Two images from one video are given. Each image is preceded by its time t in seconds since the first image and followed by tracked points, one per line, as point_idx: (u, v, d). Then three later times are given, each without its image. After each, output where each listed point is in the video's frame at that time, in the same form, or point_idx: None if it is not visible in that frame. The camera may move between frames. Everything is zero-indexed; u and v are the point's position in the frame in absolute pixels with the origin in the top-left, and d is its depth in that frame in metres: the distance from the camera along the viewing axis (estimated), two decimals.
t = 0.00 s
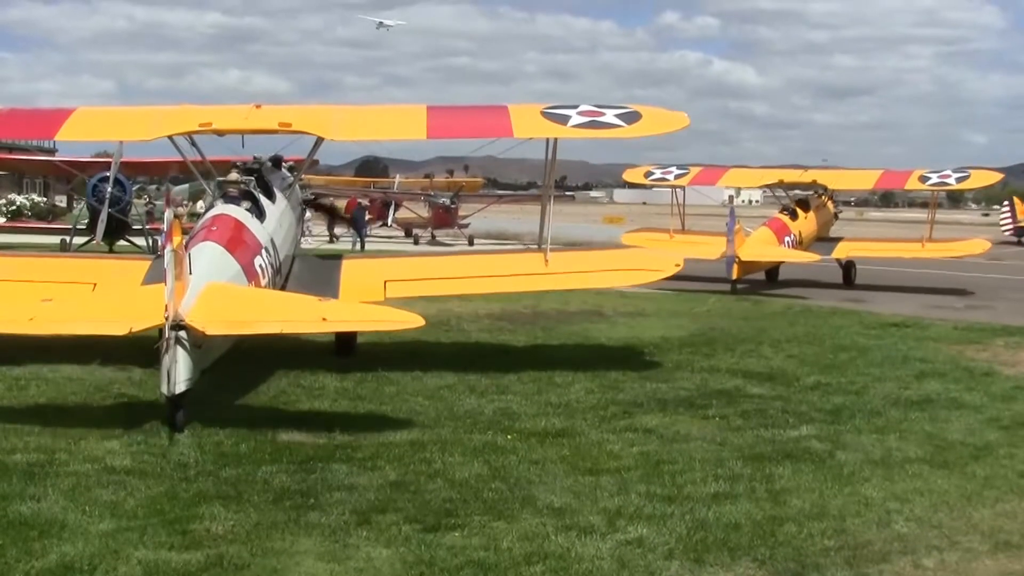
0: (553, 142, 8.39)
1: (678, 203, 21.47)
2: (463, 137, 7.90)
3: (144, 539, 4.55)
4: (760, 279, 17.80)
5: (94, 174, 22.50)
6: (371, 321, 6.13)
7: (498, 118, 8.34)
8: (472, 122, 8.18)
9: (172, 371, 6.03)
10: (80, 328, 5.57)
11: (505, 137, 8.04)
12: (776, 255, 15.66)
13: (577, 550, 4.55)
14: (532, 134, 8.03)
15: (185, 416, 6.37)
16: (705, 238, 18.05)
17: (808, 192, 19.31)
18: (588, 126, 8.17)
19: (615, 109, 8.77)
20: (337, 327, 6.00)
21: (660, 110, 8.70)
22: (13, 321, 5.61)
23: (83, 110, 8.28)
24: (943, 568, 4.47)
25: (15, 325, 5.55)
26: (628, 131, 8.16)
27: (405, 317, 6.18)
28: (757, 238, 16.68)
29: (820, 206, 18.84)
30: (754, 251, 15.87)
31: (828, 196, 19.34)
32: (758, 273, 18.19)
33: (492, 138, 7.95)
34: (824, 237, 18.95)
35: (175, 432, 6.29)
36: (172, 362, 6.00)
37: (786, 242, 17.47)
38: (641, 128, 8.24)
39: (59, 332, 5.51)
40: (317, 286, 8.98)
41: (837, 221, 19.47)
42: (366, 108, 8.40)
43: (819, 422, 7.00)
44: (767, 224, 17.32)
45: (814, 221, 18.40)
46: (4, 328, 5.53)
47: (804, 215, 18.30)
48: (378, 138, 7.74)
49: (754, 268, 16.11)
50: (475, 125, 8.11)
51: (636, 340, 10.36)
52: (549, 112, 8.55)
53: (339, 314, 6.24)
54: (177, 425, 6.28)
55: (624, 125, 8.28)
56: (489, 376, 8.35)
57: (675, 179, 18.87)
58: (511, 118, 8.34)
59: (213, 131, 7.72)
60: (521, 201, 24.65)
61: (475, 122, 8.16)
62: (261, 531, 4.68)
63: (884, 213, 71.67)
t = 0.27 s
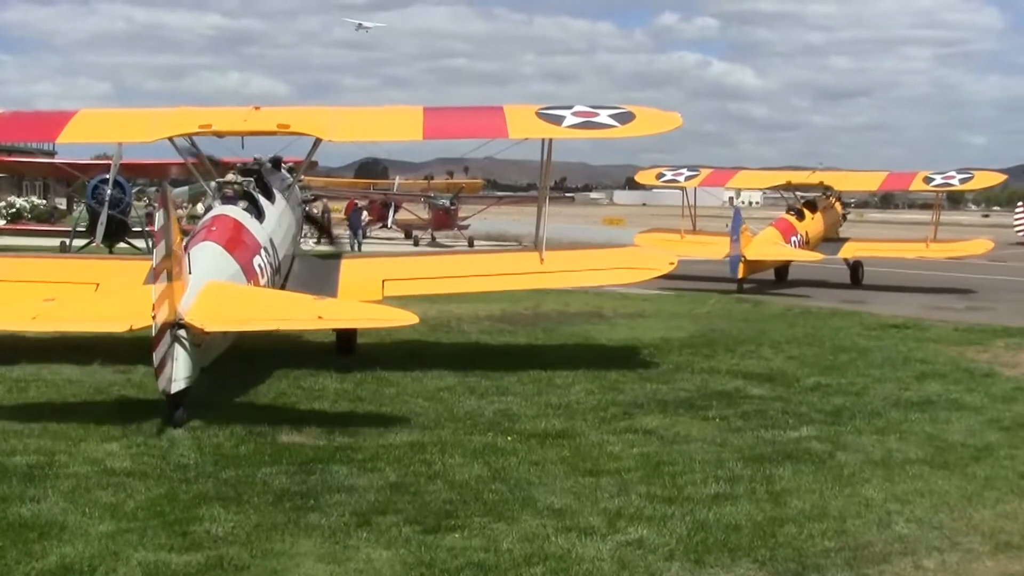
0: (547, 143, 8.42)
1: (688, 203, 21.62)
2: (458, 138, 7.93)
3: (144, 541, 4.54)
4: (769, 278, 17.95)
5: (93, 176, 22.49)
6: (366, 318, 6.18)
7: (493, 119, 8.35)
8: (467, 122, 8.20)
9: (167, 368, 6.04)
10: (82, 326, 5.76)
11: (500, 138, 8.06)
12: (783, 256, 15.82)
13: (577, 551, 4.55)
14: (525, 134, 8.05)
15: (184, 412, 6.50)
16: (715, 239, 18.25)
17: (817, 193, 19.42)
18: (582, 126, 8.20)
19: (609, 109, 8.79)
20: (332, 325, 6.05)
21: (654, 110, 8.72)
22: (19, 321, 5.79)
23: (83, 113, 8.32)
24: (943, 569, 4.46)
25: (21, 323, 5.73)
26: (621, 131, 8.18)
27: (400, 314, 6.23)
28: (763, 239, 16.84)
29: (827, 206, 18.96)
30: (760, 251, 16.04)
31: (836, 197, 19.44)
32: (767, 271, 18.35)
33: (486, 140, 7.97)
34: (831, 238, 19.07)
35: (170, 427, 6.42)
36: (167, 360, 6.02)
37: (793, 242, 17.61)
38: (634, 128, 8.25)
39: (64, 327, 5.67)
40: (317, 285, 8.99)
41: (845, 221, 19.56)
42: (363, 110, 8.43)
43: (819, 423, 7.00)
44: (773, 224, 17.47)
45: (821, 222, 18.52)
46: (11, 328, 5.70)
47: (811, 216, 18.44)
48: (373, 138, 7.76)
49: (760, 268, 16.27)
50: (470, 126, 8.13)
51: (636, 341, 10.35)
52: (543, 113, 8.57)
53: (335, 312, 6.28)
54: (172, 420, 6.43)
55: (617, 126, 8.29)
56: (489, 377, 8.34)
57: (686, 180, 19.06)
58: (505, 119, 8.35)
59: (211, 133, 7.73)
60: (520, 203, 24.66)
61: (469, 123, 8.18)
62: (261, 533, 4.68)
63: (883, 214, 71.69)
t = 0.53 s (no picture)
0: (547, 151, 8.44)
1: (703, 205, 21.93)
2: (459, 145, 7.98)
3: (144, 542, 4.54)
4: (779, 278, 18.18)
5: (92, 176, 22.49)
6: (367, 321, 6.19)
7: (493, 128, 8.37)
8: (467, 130, 8.21)
9: (167, 362, 6.10)
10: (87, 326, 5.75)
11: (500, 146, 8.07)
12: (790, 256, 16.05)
13: (577, 552, 4.55)
14: (525, 142, 8.07)
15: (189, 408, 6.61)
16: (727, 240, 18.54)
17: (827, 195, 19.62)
18: (582, 135, 8.22)
19: (608, 119, 8.81)
20: (333, 327, 6.06)
21: (654, 121, 8.74)
22: (27, 317, 5.83)
23: (92, 113, 8.38)
24: (944, 570, 4.46)
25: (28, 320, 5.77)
26: (620, 141, 8.20)
27: (400, 319, 6.24)
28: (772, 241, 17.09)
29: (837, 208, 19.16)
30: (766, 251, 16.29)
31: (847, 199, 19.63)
32: (776, 270, 18.60)
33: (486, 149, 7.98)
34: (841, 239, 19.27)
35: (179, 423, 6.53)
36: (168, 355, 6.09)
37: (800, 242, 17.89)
38: (633, 138, 8.27)
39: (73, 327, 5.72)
40: (318, 288, 8.99)
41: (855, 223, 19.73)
42: (365, 119, 8.45)
43: (819, 424, 6.99)
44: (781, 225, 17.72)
45: (830, 223, 18.75)
46: (19, 324, 5.75)
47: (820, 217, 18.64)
48: (375, 144, 7.89)
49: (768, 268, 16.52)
50: (470, 134, 8.15)
51: (636, 342, 10.34)
52: (544, 122, 8.60)
53: (336, 314, 6.29)
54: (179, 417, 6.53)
55: (617, 136, 8.32)
56: (489, 378, 8.34)
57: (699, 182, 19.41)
58: (505, 128, 8.37)
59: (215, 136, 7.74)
60: (519, 204, 24.67)
61: (469, 130, 8.22)
62: (261, 534, 4.67)
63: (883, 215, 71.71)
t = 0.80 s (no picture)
0: (547, 153, 8.44)
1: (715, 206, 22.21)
2: (459, 146, 8.00)
3: (144, 543, 4.54)
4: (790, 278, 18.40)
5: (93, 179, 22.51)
6: (365, 319, 6.19)
7: (493, 130, 8.38)
8: (466, 132, 8.23)
9: (167, 358, 6.13)
10: (91, 323, 5.77)
11: (499, 148, 8.08)
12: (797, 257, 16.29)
13: (577, 553, 4.54)
14: (525, 144, 8.08)
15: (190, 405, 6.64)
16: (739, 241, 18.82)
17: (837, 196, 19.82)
18: (581, 138, 8.23)
19: (608, 122, 8.82)
20: (332, 325, 6.06)
21: (652, 123, 8.76)
22: (30, 313, 5.88)
23: (98, 115, 8.48)
24: (944, 570, 4.46)
25: (31, 315, 5.82)
26: (619, 144, 8.22)
27: (398, 317, 6.24)
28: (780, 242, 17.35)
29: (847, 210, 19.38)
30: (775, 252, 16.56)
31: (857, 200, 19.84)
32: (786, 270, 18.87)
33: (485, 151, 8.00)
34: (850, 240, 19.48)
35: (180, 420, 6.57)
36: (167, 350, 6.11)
37: (809, 243, 18.14)
38: (632, 140, 8.28)
39: (74, 320, 5.77)
40: (318, 287, 8.99)
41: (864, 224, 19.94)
42: (369, 120, 8.48)
43: (819, 425, 6.99)
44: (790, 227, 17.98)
45: (840, 224, 18.98)
46: (23, 321, 5.77)
47: (829, 218, 18.89)
48: (376, 145, 7.93)
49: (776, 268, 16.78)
50: (470, 136, 8.16)
51: (636, 343, 10.34)
52: (543, 124, 8.61)
53: (335, 313, 6.29)
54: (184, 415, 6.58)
55: (616, 138, 8.33)
56: (489, 379, 8.33)
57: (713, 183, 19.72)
58: (504, 130, 8.38)
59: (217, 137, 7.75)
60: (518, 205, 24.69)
61: (470, 131, 8.23)
62: (260, 535, 4.67)
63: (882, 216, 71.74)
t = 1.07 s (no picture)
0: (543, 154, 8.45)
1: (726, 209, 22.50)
2: (456, 147, 8.01)
3: (143, 545, 4.53)
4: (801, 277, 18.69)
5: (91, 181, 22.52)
6: (360, 319, 6.19)
7: (490, 130, 8.38)
8: (463, 133, 8.23)
9: (167, 359, 6.18)
10: (92, 325, 5.77)
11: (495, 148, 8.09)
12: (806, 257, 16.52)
13: (577, 554, 4.54)
14: (521, 144, 8.08)
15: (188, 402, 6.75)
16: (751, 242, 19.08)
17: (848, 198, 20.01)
18: (576, 138, 8.23)
19: (603, 122, 8.82)
20: (328, 324, 6.05)
21: (647, 123, 8.75)
22: (32, 314, 5.90)
23: (102, 118, 8.52)
24: (944, 571, 4.45)
25: (32, 317, 5.84)
26: (614, 143, 8.22)
27: (393, 317, 6.23)
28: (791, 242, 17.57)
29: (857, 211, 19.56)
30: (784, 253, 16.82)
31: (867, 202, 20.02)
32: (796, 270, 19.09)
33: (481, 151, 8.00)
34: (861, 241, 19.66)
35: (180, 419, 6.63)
36: (167, 352, 6.15)
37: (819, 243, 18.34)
38: (626, 140, 8.28)
39: (74, 323, 5.78)
40: (318, 287, 8.99)
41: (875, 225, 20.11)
42: (367, 121, 8.49)
43: (819, 426, 6.99)
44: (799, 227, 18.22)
45: (849, 225, 19.19)
46: (25, 323, 5.77)
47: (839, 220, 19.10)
48: (374, 146, 7.93)
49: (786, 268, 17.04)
50: (467, 137, 8.16)
51: (636, 344, 10.34)
52: (540, 125, 8.62)
53: (330, 313, 6.29)
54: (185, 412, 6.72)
55: (611, 138, 8.33)
56: (488, 380, 8.32)
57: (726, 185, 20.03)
58: (501, 130, 8.39)
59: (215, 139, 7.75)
60: (518, 208, 24.69)
61: (467, 132, 8.24)
62: (260, 536, 4.67)
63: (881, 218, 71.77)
